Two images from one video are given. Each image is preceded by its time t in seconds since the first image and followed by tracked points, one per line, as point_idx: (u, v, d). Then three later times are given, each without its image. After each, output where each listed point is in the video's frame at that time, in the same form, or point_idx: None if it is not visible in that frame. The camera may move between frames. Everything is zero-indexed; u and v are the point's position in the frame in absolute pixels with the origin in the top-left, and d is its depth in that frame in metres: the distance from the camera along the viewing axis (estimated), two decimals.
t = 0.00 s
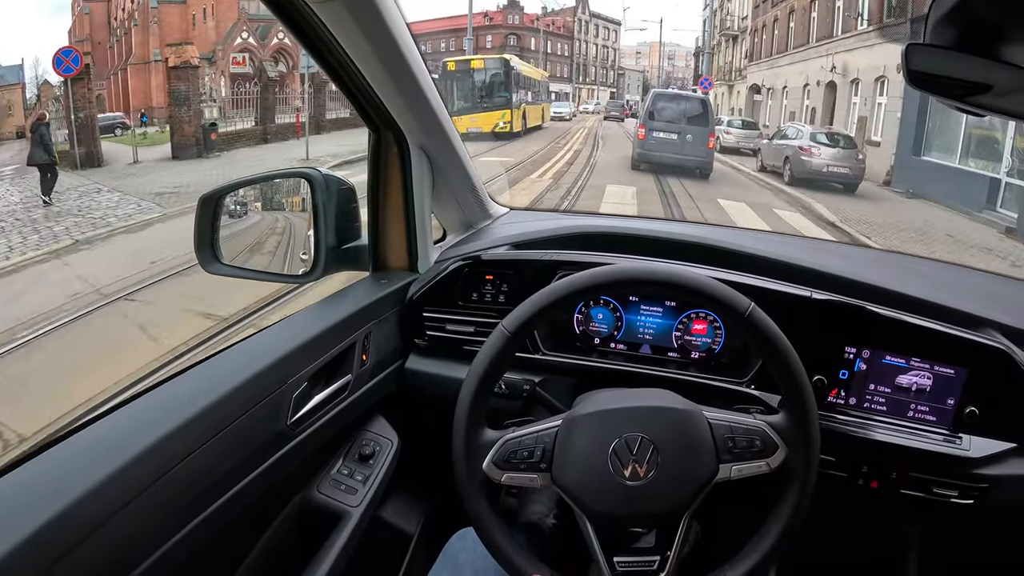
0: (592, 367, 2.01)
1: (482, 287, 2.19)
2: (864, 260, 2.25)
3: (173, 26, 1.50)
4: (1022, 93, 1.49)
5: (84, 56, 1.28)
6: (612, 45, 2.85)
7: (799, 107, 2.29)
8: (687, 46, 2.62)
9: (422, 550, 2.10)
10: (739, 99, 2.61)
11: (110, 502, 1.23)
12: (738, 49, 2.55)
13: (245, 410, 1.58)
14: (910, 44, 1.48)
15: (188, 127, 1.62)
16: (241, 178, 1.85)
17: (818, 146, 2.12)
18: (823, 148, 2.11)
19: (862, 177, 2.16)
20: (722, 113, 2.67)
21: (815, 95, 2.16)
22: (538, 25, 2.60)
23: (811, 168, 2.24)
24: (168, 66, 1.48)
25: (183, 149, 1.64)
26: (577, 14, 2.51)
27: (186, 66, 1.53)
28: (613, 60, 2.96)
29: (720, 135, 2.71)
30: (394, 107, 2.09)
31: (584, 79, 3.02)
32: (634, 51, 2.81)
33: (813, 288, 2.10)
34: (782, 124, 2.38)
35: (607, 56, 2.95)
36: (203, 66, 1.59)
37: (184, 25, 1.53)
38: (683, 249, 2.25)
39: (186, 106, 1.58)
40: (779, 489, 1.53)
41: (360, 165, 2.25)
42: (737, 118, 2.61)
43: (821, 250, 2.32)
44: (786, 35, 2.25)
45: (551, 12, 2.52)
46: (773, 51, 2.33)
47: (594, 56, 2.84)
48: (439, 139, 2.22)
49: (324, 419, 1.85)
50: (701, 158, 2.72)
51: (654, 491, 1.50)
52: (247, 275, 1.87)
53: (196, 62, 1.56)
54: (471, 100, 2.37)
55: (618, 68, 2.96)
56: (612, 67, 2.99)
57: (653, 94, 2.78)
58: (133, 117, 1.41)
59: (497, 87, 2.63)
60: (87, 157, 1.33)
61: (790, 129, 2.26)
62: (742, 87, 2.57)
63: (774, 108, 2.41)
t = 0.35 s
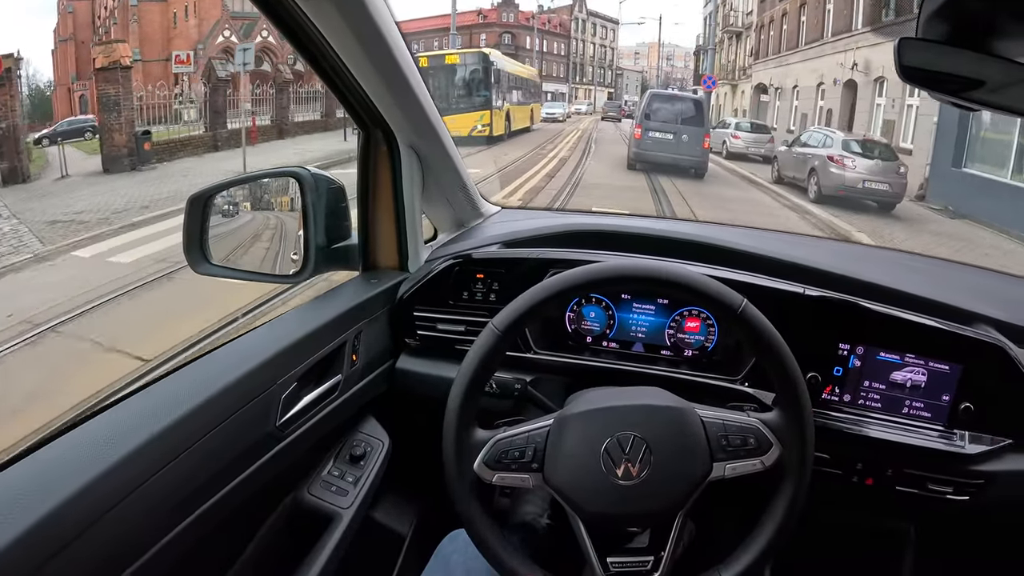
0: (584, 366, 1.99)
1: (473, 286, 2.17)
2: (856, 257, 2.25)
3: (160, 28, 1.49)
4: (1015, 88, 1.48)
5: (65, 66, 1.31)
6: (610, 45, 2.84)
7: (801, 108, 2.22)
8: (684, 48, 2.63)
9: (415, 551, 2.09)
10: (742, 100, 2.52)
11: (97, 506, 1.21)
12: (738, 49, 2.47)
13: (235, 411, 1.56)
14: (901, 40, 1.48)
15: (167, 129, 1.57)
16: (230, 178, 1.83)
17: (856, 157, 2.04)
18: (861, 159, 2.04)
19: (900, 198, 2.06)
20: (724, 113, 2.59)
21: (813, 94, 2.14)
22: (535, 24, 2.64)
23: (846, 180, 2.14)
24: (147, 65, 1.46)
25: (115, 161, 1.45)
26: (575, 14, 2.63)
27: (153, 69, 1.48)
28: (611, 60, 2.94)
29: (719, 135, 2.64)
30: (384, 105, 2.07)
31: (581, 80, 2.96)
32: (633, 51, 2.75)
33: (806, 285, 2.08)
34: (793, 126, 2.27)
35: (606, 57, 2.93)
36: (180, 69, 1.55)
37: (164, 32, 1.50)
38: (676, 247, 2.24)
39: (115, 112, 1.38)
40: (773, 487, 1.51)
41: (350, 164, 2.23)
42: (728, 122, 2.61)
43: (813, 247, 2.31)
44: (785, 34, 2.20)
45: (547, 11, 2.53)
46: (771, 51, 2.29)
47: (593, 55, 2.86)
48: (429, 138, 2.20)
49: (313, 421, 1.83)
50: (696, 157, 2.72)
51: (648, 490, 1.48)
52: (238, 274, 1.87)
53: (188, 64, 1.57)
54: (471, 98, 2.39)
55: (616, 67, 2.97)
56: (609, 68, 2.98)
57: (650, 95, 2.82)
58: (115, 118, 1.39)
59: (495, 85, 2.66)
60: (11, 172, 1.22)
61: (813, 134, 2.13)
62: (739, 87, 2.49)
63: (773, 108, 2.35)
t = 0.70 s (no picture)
0: (583, 364, 1.99)
1: (473, 286, 2.17)
2: (853, 254, 2.26)
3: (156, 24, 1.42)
4: (1007, 87, 1.51)
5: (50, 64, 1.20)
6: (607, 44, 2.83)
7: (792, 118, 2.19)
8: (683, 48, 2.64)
9: (417, 551, 2.09)
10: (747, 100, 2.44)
11: (99, 511, 1.20)
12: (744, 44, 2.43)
13: (236, 413, 1.56)
14: (898, 38, 1.49)
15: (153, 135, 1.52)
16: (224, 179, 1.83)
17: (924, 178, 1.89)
18: (918, 177, 1.89)
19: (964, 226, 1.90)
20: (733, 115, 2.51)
21: (802, 95, 2.12)
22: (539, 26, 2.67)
23: (902, 205, 2.02)
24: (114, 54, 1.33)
25: (27, 180, 1.18)
26: (571, 12, 2.70)
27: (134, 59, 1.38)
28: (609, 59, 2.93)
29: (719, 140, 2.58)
30: (382, 104, 2.07)
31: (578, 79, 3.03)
32: (631, 52, 2.76)
33: (803, 282, 2.10)
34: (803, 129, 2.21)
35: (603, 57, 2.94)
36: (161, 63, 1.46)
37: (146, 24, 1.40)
38: (674, 245, 2.24)
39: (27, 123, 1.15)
40: (775, 483, 1.52)
41: (348, 164, 2.23)
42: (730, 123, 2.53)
43: (810, 244, 2.32)
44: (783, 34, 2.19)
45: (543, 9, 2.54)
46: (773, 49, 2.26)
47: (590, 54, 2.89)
48: (427, 137, 2.20)
49: (314, 422, 1.83)
50: (691, 158, 2.64)
51: (651, 487, 1.48)
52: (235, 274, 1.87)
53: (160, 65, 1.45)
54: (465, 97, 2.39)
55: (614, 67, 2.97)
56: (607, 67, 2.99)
57: (646, 95, 2.75)
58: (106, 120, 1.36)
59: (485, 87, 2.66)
60: None
61: (855, 142, 2.01)
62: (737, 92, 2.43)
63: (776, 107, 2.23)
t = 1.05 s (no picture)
0: (582, 365, 1.99)
1: (471, 287, 2.16)
2: (849, 255, 2.27)
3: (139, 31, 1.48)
4: (1003, 91, 1.54)
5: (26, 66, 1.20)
6: (604, 44, 2.78)
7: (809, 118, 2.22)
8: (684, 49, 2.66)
9: (415, 551, 2.09)
10: (754, 100, 2.52)
11: (99, 512, 1.20)
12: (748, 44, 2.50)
13: (236, 413, 1.55)
14: (896, 42, 1.50)
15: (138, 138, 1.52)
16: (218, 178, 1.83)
17: (1019, 209, 1.76)
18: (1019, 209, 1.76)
19: None
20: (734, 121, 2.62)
21: (820, 95, 2.10)
22: (537, 25, 2.70)
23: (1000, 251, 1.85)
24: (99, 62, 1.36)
25: None
26: (568, 10, 2.70)
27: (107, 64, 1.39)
28: (607, 60, 2.91)
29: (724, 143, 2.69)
30: (381, 103, 2.07)
31: (576, 79, 2.98)
32: (630, 53, 2.75)
33: (800, 283, 2.10)
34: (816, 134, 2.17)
35: (602, 57, 2.94)
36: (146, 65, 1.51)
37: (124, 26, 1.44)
38: (671, 246, 2.24)
39: None
40: (774, 483, 1.52)
41: (347, 164, 2.22)
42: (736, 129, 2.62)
43: (807, 245, 2.33)
44: (787, 32, 2.26)
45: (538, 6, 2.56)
46: (785, 46, 2.26)
47: (588, 55, 2.88)
48: (426, 137, 2.20)
49: (312, 423, 1.82)
50: (687, 159, 2.77)
51: (652, 487, 1.48)
52: (234, 275, 1.87)
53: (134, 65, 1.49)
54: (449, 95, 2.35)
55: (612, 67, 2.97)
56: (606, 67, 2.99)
57: (642, 96, 2.85)
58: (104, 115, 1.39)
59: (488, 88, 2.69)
60: None
61: (919, 157, 1.89)
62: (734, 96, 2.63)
63: (790, 108, 2.24)
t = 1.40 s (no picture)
0: (566, 365, 2.00)
1: (455, 286, 2.17)
2: (834, 256, 2.28)
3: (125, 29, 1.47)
4: (989, 91, 1.57)
5: (12, 68, 1.30)
6: (603, 42, 2.76)
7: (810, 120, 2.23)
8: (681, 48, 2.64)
9: (400, 550, 2.09)
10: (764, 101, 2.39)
11: (78, 511, 1.20)
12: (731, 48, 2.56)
13: (217, 412, 1.55)
14: (879, 42, 1.52)
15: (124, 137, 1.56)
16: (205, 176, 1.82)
17: None
18: None
19: None
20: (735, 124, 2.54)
21: (843, 96, 2.03)
22: (534, 23, 2.66)
23: None
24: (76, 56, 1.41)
25: None
26: (565, 7, 2.70)
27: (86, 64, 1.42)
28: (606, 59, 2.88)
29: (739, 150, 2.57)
30: (365, 104, 2.07)
31: (574, 79, 2.99)
32: (630, 53, 2.76)
33: (784, 283, 2.11)
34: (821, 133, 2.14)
35: (601, 57, 2.91)
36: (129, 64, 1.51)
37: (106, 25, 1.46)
38: (656, 246, 2.25)
39: None
40: (753, 484, 1.52)
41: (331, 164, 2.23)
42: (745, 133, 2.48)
43: (793, 246, 2.33)
44: (800, 28, 2.23)
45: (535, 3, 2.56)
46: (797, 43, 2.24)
47: (586, 54, 2.86)
48: (410, 137, 2.20)
49: (296, 422, 1.83)
50: (681, 161, 2.75)
51: (631, 487, 1.48)
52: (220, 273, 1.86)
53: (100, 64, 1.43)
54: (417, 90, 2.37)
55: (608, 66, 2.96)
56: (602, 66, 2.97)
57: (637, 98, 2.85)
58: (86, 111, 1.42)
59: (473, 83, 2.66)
60: None
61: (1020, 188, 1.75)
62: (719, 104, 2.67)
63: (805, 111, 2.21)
